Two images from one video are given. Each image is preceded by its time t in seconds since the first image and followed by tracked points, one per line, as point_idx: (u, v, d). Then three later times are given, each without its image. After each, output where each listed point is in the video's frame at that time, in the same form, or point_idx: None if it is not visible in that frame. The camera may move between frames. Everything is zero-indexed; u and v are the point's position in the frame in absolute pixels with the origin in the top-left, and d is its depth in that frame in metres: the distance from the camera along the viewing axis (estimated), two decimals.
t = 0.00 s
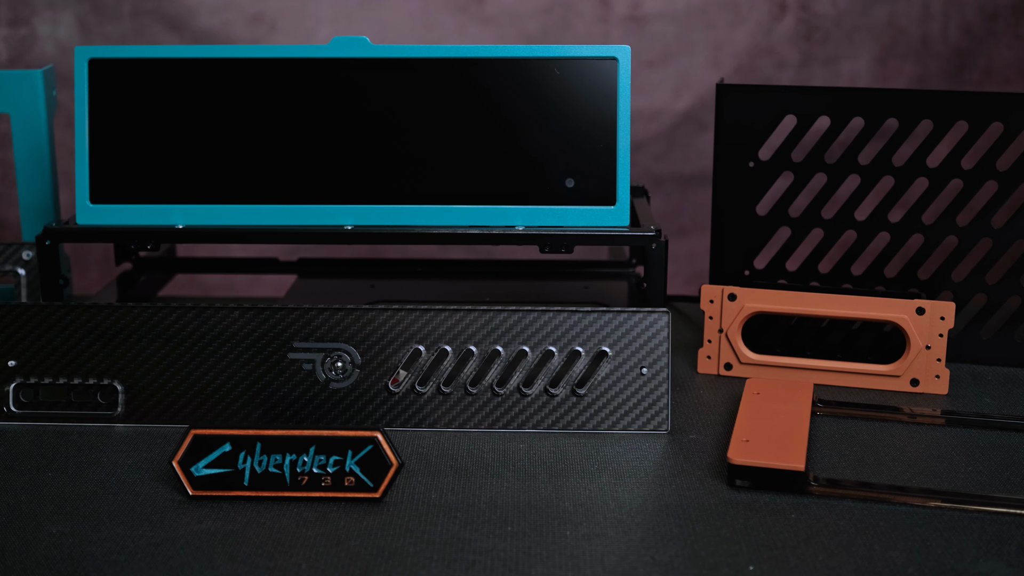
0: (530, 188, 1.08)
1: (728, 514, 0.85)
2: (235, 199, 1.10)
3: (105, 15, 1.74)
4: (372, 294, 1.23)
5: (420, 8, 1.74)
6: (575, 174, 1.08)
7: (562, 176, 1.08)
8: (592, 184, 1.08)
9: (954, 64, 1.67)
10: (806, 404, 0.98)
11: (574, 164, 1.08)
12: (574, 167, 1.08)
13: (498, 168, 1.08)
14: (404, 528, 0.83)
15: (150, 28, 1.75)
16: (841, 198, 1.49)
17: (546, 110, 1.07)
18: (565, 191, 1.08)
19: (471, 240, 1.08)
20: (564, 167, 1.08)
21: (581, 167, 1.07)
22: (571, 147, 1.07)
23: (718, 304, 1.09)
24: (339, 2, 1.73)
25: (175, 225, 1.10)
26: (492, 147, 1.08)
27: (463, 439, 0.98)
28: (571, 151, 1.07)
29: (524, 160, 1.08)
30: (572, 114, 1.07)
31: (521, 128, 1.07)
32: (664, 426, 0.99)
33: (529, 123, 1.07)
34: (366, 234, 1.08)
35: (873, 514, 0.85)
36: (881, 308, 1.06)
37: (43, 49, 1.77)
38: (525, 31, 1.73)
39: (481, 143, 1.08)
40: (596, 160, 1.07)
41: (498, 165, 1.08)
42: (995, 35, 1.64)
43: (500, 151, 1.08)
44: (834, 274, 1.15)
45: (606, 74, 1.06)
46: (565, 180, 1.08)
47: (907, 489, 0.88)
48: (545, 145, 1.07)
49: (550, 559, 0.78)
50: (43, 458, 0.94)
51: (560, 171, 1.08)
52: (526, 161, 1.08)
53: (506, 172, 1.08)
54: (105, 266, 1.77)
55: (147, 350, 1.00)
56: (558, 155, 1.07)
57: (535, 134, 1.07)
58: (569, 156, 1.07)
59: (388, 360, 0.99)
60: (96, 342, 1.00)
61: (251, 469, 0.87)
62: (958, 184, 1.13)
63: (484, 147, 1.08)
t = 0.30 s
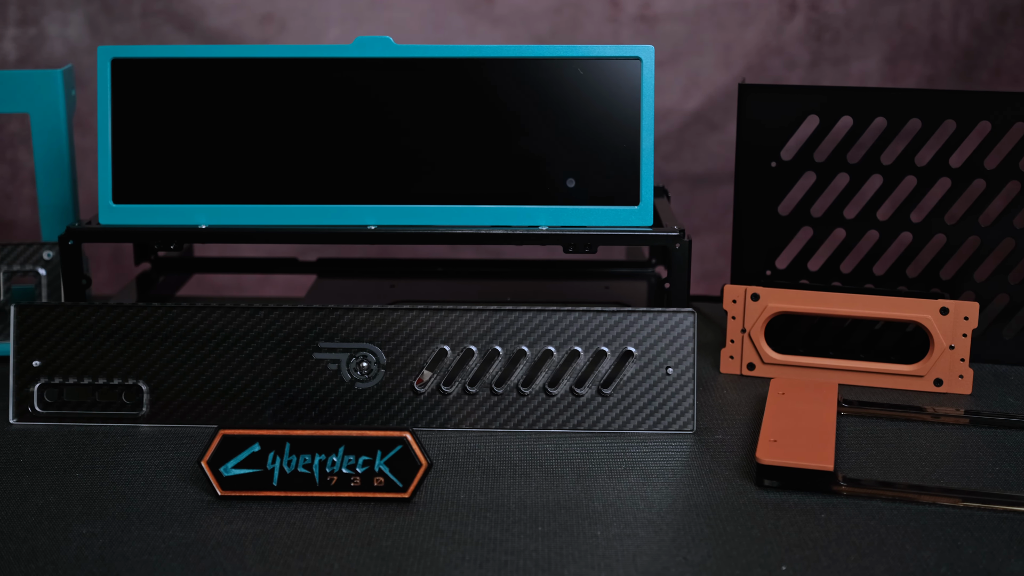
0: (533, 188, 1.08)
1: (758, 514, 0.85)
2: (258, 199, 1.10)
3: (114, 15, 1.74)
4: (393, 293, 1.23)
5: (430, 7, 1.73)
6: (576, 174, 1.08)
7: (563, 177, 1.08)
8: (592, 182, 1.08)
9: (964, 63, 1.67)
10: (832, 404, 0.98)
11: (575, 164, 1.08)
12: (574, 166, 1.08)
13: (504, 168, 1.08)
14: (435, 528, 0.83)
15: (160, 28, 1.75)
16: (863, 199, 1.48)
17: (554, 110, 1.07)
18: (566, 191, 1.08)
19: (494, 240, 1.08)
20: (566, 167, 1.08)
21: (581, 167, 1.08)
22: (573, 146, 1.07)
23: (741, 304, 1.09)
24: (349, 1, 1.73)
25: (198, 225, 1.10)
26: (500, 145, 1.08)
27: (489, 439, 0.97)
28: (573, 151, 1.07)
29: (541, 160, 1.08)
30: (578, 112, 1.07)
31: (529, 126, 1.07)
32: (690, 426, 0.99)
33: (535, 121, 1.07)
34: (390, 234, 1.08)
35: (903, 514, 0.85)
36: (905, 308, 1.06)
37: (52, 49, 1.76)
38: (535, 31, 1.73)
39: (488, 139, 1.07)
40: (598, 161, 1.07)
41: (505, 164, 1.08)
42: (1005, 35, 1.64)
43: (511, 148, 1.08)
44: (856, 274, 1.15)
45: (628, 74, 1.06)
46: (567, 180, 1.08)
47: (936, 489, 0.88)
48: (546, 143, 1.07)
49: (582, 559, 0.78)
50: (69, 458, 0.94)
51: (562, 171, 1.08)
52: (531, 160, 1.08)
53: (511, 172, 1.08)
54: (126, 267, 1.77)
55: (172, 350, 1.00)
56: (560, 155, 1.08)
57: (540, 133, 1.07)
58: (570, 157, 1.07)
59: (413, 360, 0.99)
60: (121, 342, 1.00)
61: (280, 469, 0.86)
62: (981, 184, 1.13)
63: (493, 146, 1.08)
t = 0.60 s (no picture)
0: (535, 188, 1.09)
1: (788, 514, 0.85)
2: (281, 199, 1.10)
3: (124, 14, 1.74)
4: (413, 294, 1.23)
5: (440, 7, 1.73)
6: (576, 174, 1.08)
7: (563, 177, 1.08)
8: (592, 182, 1.08)
9: (974, 63, 1.67)
10: (858, 404, 0.98)
11: (575, 164, 1.08)
12: (574, 165, 1.08)
13: (508, 168, 1.08)
14: (466, 528, 0.83)
15: (169, 28, 1.75)
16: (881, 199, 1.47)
17: (553, 112, 1.07)
18: (566, 191, 1.08)
19: (517, 240, 1.08)
20: (566, 166, 1.08)
21: (581, 166, 1.08)
22: (574, 146, 1.07)
23: (764, 304, 1.09)
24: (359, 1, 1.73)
25: (221, 225, 1.10)
26: (507, 145, 1.08)
27: (515, 439, 0.97)
28: (572, 151, 1.08)
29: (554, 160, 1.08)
30: (588, 110, 1.07)
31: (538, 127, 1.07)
32: (715, 426, 0.99)
33: (542, 121, 1.07)
34: (413, 234, 1.08)
35: (932, 514, 0.85)
36: (928, 308, 1.06)
37: (60, 49, 1.76)
38: (545, 31, 1.73)
39: (496, 140, 1.08)
40: (598, 162, 1.08)
41: (509, 164, 1.08)
42: (1015, 36, 1.64)
43: (518, 148, 1.08)
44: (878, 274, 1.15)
45: (651, 74, 1.06)
46: (568, 180, 1.08)
47: (964, 489, 0.88)
48: (546, 142, 1.08)
49: (614, 560, 0.78)
50: (95, 458, 0.94)
51: (563, 171, 1.08)
52: (535, 160, 1.08)
53: (514, 172, 1.08)
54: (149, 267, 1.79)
55: (197, 350, 1.00)
56: (562, 155, 1.08)
57: (546, 134, 1.08)
58: (569, 156, 1.08)
59: (438, 360, 0.99)
60: (146, 342, 1.00)
61: (309, 469, 0.86)
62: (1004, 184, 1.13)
63: (499, 146, 1.08)
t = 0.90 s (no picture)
0: (545, 187, 1.09)
1: (818, 514, 0.85)
2: (304, 199, 1.10)
3: (134, 14, 1.73)
4: (434, 293, 1.22)
5: (450, 7, 1.73)
6: (578, 174, 1.08)
7: (564, 176, 1.08)
8: (592, 182, 1.08)
9: (984, 63, 1.67)
10: (884, 404, 0.98)
11: (578, 164, 1.08)
12: (575, 165, 1.08)
13: (513, 168, 1.08)
14: (496, 528, 0.83)
15: (179, 28, 1.75)
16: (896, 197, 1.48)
17: (562, 111, 1.07)
18: (567, 191, 1.09)
19: (540, 239, 1.08)
20: (568, 166, 1.08)
21: (583, 167, 1.08)
22: (577, 147, 1.08)
23: (787, 304, 1.09)
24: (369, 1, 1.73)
25: (244, 225, 1.10)
26: (513, 144, 1.08)
27: (541, 439, 0.97)
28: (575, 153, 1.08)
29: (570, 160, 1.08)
30: (601, 110, 1.07)
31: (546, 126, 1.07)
32: (741, 426, 0.99)
33: (561, 121, 1.07)
34: (437, 233, 1.08)
35: (961, 514, 0.85)
36: (951, 308, 1.06)
37: (70, 49, 1.76)
38: (555, 31, 1.73)
39: (502, 138, 1.08)
40: (600, 163, 1.08)
41: (515, 164, 1.08)
42: None
43: (527, 146, 1.08)
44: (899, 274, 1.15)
45: (674, 74, 1.06)
46: (570, 180, 1.08)
47: (992, 489, 0.88)
48: (553, 142, 1.08)
49: (646, 560, 0.78)
50: (121, 458, 0.94)
51: (564, 171, 1.08)
52: (539, 160, 1.08)
53: (519, 172, 1.08)
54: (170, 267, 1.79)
55: (222, 351, 1.00)
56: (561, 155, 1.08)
57: (554, 133, 1.08)
58: (571, 156, 1.08)
59: (463, 360, 0.99)
60: (171, 343, 1.00)
61: (338, 469, 0.86)
62: None
63: (506, 145, 1.08)
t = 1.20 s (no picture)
0: (568, 188, 1.09)
1: (848, 514, 0.85)
2: (327, 199, 1.10)
3: (143, 14, 1.73)
4: (455, 293, 1.22)
5: (460, 6, 1.73)
6: (578, 174, 1.08)
7: (581, 176, 1.08)
8: (592, 183, 1.08)
9: (993, 63, 1.67)
10: (910, 403, 0.98)
11: (579, 165, 1.08)
12: (576, 166, 1.08)
13: (517, 167, 1.08)
14: (527, 528, 0.83)
15: (189, 28, 1.75)
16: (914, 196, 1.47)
17: (569, 111, 1.07)
18: (567, 191, 1.09)
19: (563, 239, 1.08)
20: (567, 167, 1.08)
21: (584, 167, 1.08)
22: (579, 147, 1.08)
23: (810, 304, 1.09)
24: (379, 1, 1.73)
25: (267, 225, 1.09)
26: (519, 143, 1.08)
27: (567, 439, 0.97)
28: (576, 152, 1.08)
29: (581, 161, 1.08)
30: (609, 112, 1.07)
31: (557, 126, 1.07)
32: (767, 426, 0.98)
33: (584, 121, 1.07)
34: (460, 233, 1.08)
35: (991, 514, 0.85)
36: (975, 308, 1.07)
37: (79, 49, 1.76)
38: (565, 31, 1.73)
39: (510, 137, 1.08)
40: (601, 163, 1.08)
41: (519, 163, 1.08)
42: None
43: (530, 146, 1.08)
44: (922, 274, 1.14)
45: (697, 73, 1.06)
46: (570, 180, 1.08)
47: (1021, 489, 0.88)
48: (559, 142, 1.08)
49: (679, 560, 0.78)
50: (148, 458, 0.94)
51: (564, 171, 1.08)
52: (541, 160, 1.08)
53: (522, 172, 1.08)
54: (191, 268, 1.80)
55: (247, 351, 1.00)
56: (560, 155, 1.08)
57: (575, 133, 1.08)
58: (571, 156, 1.08)
59: (489, 360, 0.99)
60: (196, 342, 1.00)
61: (367, 469, 0.86)
62: None
63: (527, 145, 1.08)
